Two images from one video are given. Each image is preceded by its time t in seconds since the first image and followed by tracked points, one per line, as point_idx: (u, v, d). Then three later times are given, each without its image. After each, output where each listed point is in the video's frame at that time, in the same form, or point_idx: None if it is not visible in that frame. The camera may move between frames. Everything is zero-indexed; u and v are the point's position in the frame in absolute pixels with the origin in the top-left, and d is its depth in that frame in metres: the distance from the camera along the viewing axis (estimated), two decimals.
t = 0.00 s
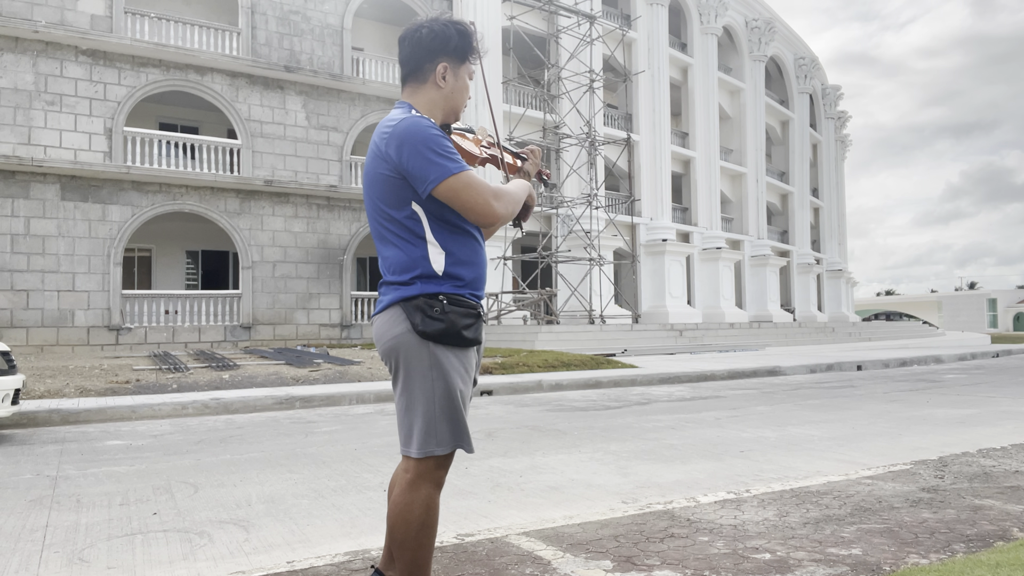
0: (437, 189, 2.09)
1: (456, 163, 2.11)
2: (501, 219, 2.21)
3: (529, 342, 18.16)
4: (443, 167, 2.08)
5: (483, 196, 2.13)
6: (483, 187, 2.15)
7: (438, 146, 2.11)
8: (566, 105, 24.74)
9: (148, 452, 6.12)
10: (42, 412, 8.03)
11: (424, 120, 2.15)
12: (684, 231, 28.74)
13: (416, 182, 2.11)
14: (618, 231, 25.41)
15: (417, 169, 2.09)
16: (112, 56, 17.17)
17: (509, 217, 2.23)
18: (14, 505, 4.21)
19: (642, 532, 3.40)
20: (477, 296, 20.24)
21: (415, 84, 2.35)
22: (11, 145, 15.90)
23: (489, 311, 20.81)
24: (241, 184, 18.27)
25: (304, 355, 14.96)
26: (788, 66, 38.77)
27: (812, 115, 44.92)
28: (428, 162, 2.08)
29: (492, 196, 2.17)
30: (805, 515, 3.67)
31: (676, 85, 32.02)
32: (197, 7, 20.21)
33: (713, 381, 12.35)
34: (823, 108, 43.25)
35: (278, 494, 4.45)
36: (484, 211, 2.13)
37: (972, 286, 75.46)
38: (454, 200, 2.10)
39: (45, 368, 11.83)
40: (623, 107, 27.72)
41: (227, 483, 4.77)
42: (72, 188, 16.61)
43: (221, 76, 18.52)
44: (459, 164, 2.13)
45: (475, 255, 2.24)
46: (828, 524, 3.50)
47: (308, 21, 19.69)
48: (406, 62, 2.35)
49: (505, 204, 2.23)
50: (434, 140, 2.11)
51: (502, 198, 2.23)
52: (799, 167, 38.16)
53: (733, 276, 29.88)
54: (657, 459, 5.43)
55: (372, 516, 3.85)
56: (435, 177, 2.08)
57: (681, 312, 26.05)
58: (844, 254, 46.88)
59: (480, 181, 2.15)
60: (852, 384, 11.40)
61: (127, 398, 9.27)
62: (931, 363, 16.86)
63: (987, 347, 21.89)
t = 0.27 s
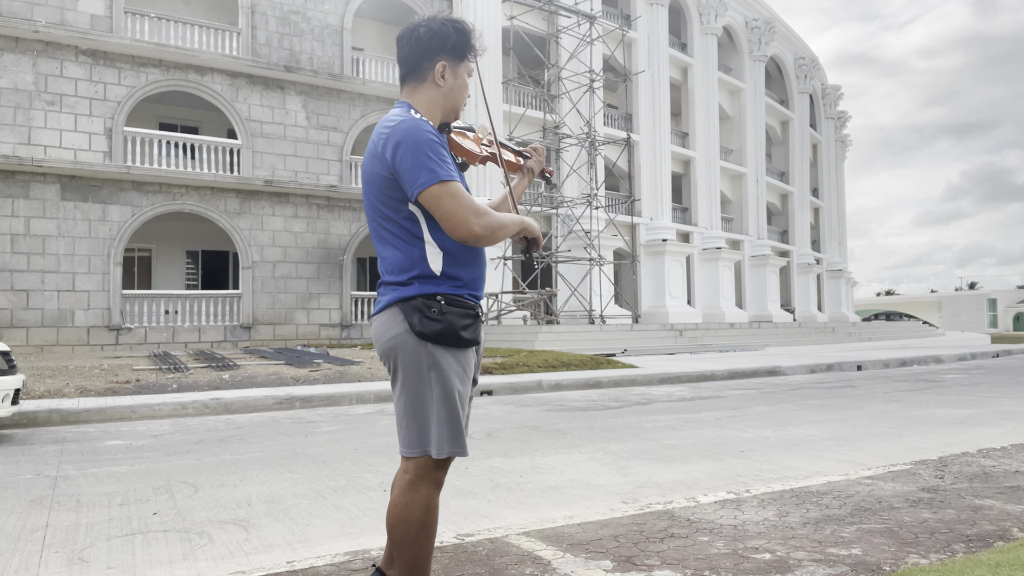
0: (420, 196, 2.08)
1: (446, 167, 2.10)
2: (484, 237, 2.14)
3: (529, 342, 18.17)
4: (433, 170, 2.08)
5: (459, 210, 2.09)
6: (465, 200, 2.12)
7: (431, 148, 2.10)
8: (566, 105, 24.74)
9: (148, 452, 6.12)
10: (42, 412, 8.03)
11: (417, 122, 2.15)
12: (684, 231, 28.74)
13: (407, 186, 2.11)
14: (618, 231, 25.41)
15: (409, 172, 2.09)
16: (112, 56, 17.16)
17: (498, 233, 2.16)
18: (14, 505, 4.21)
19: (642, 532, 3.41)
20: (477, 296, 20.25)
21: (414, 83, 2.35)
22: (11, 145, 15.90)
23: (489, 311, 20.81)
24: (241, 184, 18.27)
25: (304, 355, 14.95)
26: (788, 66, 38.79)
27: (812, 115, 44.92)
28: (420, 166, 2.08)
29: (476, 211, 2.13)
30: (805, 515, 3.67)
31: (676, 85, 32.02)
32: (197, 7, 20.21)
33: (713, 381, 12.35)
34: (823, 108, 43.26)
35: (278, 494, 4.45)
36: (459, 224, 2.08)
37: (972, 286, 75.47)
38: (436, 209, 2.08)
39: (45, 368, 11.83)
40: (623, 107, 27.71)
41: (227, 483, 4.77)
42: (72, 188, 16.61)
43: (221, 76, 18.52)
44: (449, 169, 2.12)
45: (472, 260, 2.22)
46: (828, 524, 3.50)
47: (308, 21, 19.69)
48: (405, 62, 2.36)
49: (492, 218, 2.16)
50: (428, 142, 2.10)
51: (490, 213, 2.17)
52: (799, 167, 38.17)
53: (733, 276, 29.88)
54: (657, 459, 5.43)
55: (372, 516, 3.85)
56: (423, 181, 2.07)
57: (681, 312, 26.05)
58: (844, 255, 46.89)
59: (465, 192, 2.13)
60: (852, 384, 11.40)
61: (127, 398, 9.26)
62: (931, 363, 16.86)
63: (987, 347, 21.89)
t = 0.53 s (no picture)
0: (407, 195, 2.06)
1: (435, 167, 2.08)
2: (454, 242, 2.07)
3: (529, 343, 18.16)
4: (421, 170, 2.05)
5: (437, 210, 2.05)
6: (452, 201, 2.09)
7: (424, 148, 2.09)
8: (566, 105, 24.73)
9: (148, 452, 6.11)
10: (42, 412, 8.03)
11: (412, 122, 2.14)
12: (684, 231, 28.74)
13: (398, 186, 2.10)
14: (618, 231, 25.41)
15: (400, 172, 2.08)
16: (112, 56, 17.16)
17: (480, 244, 2.09)
18: (14, 505, 4.21)
19: (642, 532, 3.40)
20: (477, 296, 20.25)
21: (413, 83, 2.35)
22: (11, 145, 15.90)
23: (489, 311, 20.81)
24: (241, 184, 18.27)
25: (304, 355, 14.95)
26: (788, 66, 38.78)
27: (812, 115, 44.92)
28: (409, 166, 2.06)
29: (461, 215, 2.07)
30: (805, 516, 3.67)
31: (676, 85, 32.02)
32: (197, 7, 20.21)
33: (713, 381, 12.35)
34: (822, 108, 43.26)
35: (278, 494, 4.45)
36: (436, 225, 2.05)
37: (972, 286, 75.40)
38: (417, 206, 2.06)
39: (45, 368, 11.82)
40: (623, 107, 27.71)
41: (227, 483, 4.77)
42: (72, 188, 16.61)
43: (221, 76, 18.51)
44: (439, 168, 2.10)
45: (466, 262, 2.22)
46: (828, 524, 3.50)
47: (308, 21, 19.69)
48: (404, 63, 2.36)
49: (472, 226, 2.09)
50: (422, 142, 2.10)
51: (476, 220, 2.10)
52: (799, 167, 38.16)
53: (733, 276, 29.87)
54: (657, 459, 5.42)
55: (371, 516, 3.85)
56: (410, 182, 2.05)
57: (681, 312, 26.04)
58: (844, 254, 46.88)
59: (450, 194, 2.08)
60: (852, 384, 11.39)
61: (127, 398, 9.26)
62: (931, 363, 16.85)
63: (988, 347, 21.87)
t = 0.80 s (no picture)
0: (398, 194, 2.05)
1: (427, 168, 2.06)
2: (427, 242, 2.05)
3: (529, 343, 18.16)
4: (414, 169, 2.04)
5: (420, 207, 2.03)
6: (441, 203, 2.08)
7: (418, 148, 2.08)
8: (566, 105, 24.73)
9: (148, 452, 6.11)
10: (42, 412, 8.03)
11: (409, 123, 2.13)
12: (684, 231, 28.73)
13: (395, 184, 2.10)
14: (618, 231, 25.40)
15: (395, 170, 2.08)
16: (112, 56, 17.16)
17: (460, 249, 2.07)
18: (13, 505, 4.21)
19: (642, 532, 3.40)
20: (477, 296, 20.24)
21: (415, 83, 2.35)
22: (11, 145, 15.90)
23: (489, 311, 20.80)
24: (241, 184, 18.27)
25: (303, 355, 14.95)
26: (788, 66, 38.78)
27: (812, 115, 44.91)
28: (403, 165, 2.06)
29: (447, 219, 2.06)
30: (805, 515, 3.67)
31: (676, 85, 32.02)
32: (197, 7, 20.21)
33: (713, 381, 12.34)
34: (822, 108, 43.25)
35: (278, 494, 4.45)
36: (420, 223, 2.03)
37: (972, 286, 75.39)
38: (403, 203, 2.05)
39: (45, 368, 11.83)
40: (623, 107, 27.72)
41: (227, 483, 4.77)
42: (72, 188, 16.61)
43: (221, 76, 18.51)
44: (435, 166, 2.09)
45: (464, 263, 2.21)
46: (828, 523, 3.50)
47: (308, 21, 19.69)
48: (405, 62, 2.36)
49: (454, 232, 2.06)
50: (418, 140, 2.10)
51: (464, 230, 2.08)
52: (799, 167, 38.16)
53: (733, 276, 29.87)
54: (657, 459, 5.42)
55: (371, 516, 3.85)
56: (402, 180, 2.04)
57: (682, 312, 26.04)
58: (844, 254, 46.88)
59: (437, 197, 2.06)
60: (852, 384, 11.39)
61: (127, 398, 9.25)
62: (931, 362, 16.84)
63: (988, 347, 21.86)
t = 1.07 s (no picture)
0: (411, 183, 2.07)
1: (436, 157, 2.08)
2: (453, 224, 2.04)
3: (529, 342, 18.16)
4: (423, 162, 2.06)
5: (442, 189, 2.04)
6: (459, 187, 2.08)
7: (424, 142, 2.09)
8: (566, 105, 24.73)
9: (148, 452, 6.11)
10: (42, 412, 8.03)
11: (415, 120, 2.15)
12: (684, 231, 28.72)
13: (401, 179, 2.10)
14: (618, 231, 25.40)
15: (402, 165, 2.09)
16: (113, 56, 17.17)
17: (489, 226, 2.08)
18: (13, 505, 4.21)
19: (642, 532, 3.40)
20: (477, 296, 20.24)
21: (424, 85, 2.35)
22: (11, 145, 15.90)
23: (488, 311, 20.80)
24: (241, 184, 18.27)
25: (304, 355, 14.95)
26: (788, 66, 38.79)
27: (812, 115, 44.91)
28: (409, 158, 2.07)
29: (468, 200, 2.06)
30: (805, 515, 3.67)
31: (676, 85, 32.02)
32: (197, 7, 20.22)
33: (713, 381, 12.35)
34: (822, 108, 43.26)
35: (278, 494, 4.45)
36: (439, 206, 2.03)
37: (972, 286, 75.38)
38: (419, 190, 2.06)
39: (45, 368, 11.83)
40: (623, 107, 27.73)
41: (227, 483, 4.77)
42: (72, 188, 16.61)
43: (221, 76, 18.52)
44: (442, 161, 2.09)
45: (469, 261, 2.20)
46: (828, 524, 3.50)
47: (308, 21, 19.70)
48: (414, 66, 2.37)
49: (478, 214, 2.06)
50: (424, 136, 2.10)
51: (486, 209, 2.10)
52: (799, 167, 38.17)
53: (733, 276, 29.86)
54: (657, 459, 5.42)
55: (372, 516, 3.85)
56: (414, 171, 2.05)
57: (682, 312, 26.03)
58: (844, 254, 46.87)
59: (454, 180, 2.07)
60: (852, 384, 11.39)
61: (127, 398, 9.26)
62: (931, 363, 16.85)
63: (987, 347, 21.87)
